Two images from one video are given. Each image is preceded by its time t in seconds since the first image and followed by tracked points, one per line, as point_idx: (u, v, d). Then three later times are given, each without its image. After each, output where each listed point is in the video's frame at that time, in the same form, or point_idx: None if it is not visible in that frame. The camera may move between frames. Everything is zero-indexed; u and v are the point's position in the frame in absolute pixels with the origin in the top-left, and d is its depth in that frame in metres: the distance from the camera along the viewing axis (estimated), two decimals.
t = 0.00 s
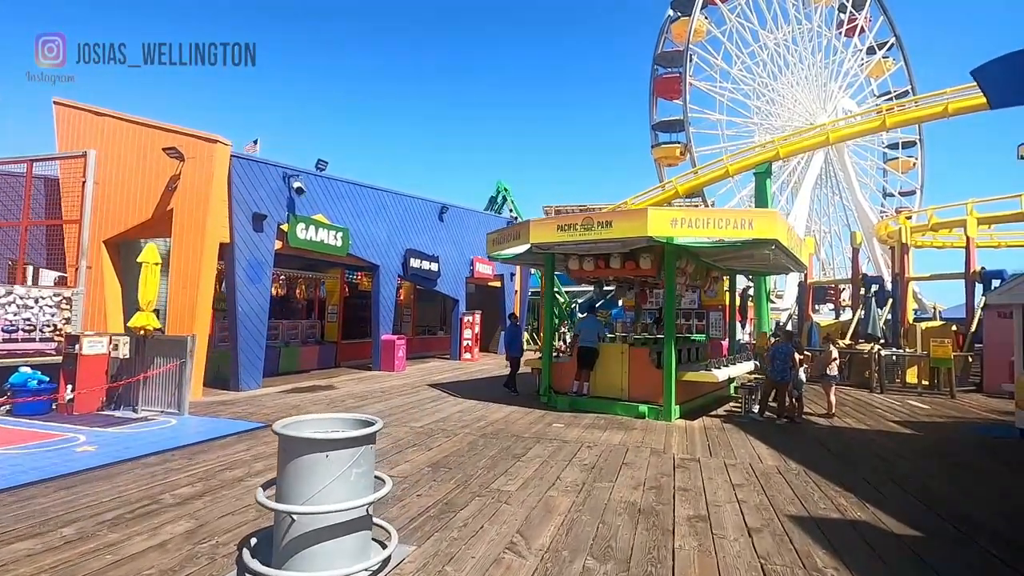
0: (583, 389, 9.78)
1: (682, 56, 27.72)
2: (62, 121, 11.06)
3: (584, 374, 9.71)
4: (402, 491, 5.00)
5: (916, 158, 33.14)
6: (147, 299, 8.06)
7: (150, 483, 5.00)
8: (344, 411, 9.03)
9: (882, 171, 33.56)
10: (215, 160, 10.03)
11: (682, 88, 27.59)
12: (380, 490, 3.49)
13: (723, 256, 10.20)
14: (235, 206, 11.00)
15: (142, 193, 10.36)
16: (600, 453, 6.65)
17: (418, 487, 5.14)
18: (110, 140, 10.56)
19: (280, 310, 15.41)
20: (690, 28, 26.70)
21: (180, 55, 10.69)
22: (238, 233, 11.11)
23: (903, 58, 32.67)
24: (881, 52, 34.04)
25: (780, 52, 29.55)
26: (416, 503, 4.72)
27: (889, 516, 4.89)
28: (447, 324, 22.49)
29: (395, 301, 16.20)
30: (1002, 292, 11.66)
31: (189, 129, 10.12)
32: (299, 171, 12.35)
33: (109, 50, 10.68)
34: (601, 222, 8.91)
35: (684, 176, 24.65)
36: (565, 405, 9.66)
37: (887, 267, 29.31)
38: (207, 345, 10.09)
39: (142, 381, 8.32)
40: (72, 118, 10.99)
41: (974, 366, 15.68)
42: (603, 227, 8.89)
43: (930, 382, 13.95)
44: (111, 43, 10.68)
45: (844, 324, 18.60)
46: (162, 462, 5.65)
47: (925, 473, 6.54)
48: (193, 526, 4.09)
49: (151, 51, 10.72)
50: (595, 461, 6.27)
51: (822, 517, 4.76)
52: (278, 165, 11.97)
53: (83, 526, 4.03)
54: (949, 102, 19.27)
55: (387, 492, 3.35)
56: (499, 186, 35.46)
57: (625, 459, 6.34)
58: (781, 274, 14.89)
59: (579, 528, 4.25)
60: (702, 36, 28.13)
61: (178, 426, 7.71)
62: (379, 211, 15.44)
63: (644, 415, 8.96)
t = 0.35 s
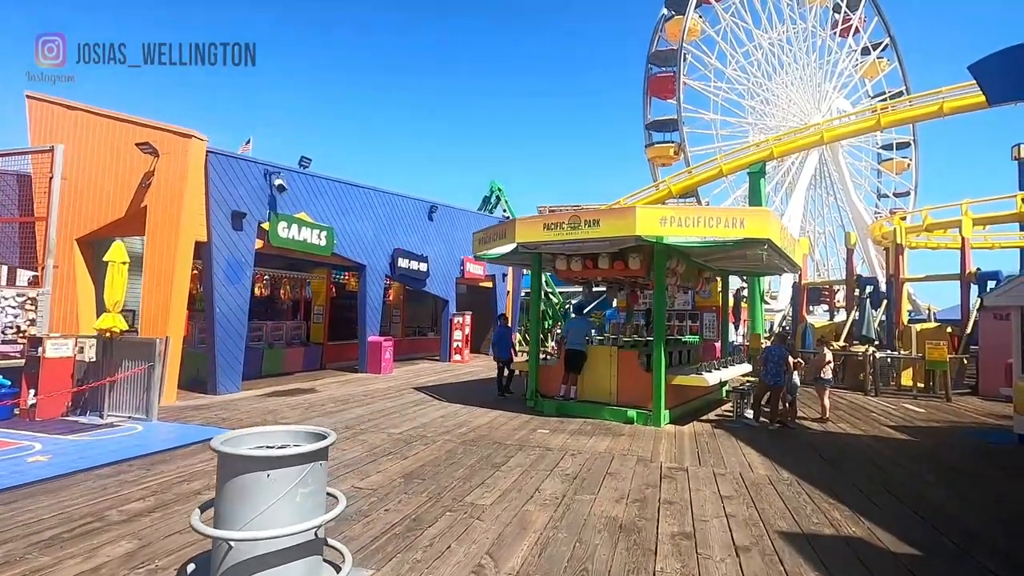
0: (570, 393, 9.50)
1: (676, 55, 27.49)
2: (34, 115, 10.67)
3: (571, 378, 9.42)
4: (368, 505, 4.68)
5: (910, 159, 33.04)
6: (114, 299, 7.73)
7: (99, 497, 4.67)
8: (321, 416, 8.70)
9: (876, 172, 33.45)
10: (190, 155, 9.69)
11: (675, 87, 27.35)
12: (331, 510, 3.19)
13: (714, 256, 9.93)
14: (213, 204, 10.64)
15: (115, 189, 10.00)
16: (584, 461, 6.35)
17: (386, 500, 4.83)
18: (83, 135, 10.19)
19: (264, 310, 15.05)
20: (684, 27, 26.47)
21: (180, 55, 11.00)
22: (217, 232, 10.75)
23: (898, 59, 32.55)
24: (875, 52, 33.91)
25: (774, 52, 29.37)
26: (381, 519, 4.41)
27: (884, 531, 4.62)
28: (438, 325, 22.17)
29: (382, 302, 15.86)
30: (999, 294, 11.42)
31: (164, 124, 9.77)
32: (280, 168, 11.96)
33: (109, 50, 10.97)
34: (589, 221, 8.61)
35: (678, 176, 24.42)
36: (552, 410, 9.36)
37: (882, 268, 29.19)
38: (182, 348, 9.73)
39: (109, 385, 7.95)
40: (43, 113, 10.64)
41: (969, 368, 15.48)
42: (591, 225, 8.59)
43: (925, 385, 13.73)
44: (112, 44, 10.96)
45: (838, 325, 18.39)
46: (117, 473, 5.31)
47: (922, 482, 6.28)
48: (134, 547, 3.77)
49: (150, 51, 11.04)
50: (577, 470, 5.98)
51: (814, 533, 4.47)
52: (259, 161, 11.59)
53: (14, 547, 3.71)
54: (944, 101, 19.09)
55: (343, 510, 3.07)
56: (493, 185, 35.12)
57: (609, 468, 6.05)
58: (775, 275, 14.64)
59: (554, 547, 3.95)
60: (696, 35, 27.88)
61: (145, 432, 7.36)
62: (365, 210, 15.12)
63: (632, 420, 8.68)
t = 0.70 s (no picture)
0: (560, 396, 9.17)
1: (671, 53, 27.24)
2: None
3: (561, 380, 9.10)
4: (336, 518, 4.35)
5: (905, 159, 32.93)
6: (80, 297, 7.34)
7: (44, 512, 4.31)
8: (300, 419, 8.34)
9: (871, 172, 33.34)
10: (166, 149, 9.33)
11: (670, 86, 27.09)
12: (283, 530, 2.86)
13: (708, 255, 9.63)
14: (191, 199, 10.26)
15: (86, 183, 9.56)
16: (571, 469, 6.03)
17: (356, 512, 4.49)
18: (50, 124, 9.64)
19: (249, 310, 14.66)
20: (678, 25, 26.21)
21: (179, 54, 11.19)
22: (195, 229, 10.37)
23: (892, 59, 32.42)
24: (870, 52, 33.78)
25: (769, 51, 29.17)
26: (349, 534, 4.07)
27: (888, 545, 4.33)
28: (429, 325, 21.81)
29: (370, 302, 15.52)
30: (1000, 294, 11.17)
31: (137, 115, 9.39)
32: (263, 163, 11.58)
33: (108, 50, 11.04)
34: (579, 217, 8.30)
35: (672, 175, 24.16)
36: (541, 413, 9.03)
37: (877, 269, 29.04)
38: (157, 348, 9.37)
39: (76, 388, 7.57)
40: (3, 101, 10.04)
41: (966, 369, 15.26)
42: (581, 222, 8.28)
43: (922, 387, 13.48)
44: (111, 44, 11.03)
45: (834, 326, 18.16)
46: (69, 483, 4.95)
47: (925, 489, 5.99)
48: (71, 569, 3.42)
49: (150, 51, 11.21)
50: (564, 478, 5.65)
51: (816, 548, 4.16)
52: (239, 156, 11.21)
53: None
54: (941, 99, 18.89)
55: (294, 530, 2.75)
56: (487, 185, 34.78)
57: (598, 476, 5.73)
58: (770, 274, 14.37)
59: (534, 567, 3.62)
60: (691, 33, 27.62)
61: (112, 438, 6.97)
62: (352, 207, 14.77)
63: (624, 423, 8.36)
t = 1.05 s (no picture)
0: (554, 400, 8.86)
1: (671, 52, 26.95)
2: None
3: (555, 383, 8.79)
4: (305, 534, 4.05)
5: (907, 160, 32.62)
6: (52, 296, 7.12)
7: None
8: (284, 423, 8.04)
9: (873, 173, 33.04)
10: (147, 142, 9.07)
11: (670, 84, 26.77)
12: (229, 554, 2.57)
13: (708, 254, 9.32)
14: (175, 196, 9.96)
15: (67, 177, 9.24)
16: (563, 477, 5.72)
17: (328, 527, 4.19)
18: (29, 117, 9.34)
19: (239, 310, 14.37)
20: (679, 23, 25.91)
21: (179, 54, 11.17)
22: (179, 225, 10.06)
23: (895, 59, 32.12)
24: (872, 52, 33.48)
25: (770, 50, 28.88)
26: (316, 552, 3.76)
27: (898, 564, 4.02)
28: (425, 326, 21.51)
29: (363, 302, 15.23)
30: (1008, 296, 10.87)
31: (119, 109, 9.12)
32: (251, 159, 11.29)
33: (109, 50, 11.01)
34: (573, 214, 8.01)
35: (672, 174, 23.85)
36: (534, 417, 8.73)
37: (878, 270, 28.73)
38: (137, 349, 9.07)
39: (51, 388, 7.28)
40: None
41: (971, 373, 14.96)
42: (575, 219, 7.98)
43: (927, 390, 13.17)
44: (111, 44, 11.00)
45: (836, 328, 17.85)
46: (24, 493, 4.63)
47: (935, 501, 5.68)
48: None
49: (150, 51, 11.21)
50: (555, 488, 5.35)
51: (822, 568, 3.86)
52: (227, 151, 10.92)
53: None
54: (946, 97, 18.59)
55: (239, 555, 2.46)
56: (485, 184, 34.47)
57: (591, 486, 5.42)
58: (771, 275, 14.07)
59: None
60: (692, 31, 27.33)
61: (85, 443, 6.66)
62: (345, 206, 14.49)
63: (620, 428, 8.05)
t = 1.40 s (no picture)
0: (557, 402, 8.57)
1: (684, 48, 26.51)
2: None
3: (559, 384, 8.51)
4: (280, 542, 3.80)
5: (928, 158, 31.79)
6: (42, 292, 7.00)
7: None
8: (279, 423, 7.83)
9: (892, 171, 32.25)
10: (145, 137, 8.95)
11: (683, 81, 26.33)
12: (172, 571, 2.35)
13: (718, 251, 8.97)
14: (175, 191, 9.85)
15: (66, 173, 9.18)
16: (561, 483, 5.44)
17: (306, 535, 3.94)
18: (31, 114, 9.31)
19: (244, 308, 14.27)
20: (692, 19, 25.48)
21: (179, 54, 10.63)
22: (179, 222, 9.95)
23: (915, 54, 31.32)
24: (891, 48, 32.70)
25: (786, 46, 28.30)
26: (288, 562, 3.53)
27: None
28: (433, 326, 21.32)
29: (368, 301, 15.06)
30: None
31: (118, 104, 9.04)
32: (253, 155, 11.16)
33: (109, 50, 10.51)
34: (577, 209, 7.72)
35: (685, 172, 23.42)
36: (537, 419, 8.44)
37: (897, 271, 27.98)
38: (134, 346, 8.96)
39: (44, 385, 7.16)
40: None
41: (996, 377, 14.38)
42: (579, 214, 7.69)
43: (949, 394, 12.64)
44: (111, 43, 10.51)
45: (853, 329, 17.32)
46: None
47: (962, 512, 5.29)
48: None
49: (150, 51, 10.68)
50: (551, 494, 5.07)
51: None
52: (229, 147, 10.81)
53: None
54: (969, 91, 17.99)
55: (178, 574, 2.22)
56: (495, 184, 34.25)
57: (590, 493, 5.13)
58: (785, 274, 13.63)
59: None
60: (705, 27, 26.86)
61: (74, 441, 6.51)
62: (350, 203, 14.34)
63: (624, 432, 7.74)
